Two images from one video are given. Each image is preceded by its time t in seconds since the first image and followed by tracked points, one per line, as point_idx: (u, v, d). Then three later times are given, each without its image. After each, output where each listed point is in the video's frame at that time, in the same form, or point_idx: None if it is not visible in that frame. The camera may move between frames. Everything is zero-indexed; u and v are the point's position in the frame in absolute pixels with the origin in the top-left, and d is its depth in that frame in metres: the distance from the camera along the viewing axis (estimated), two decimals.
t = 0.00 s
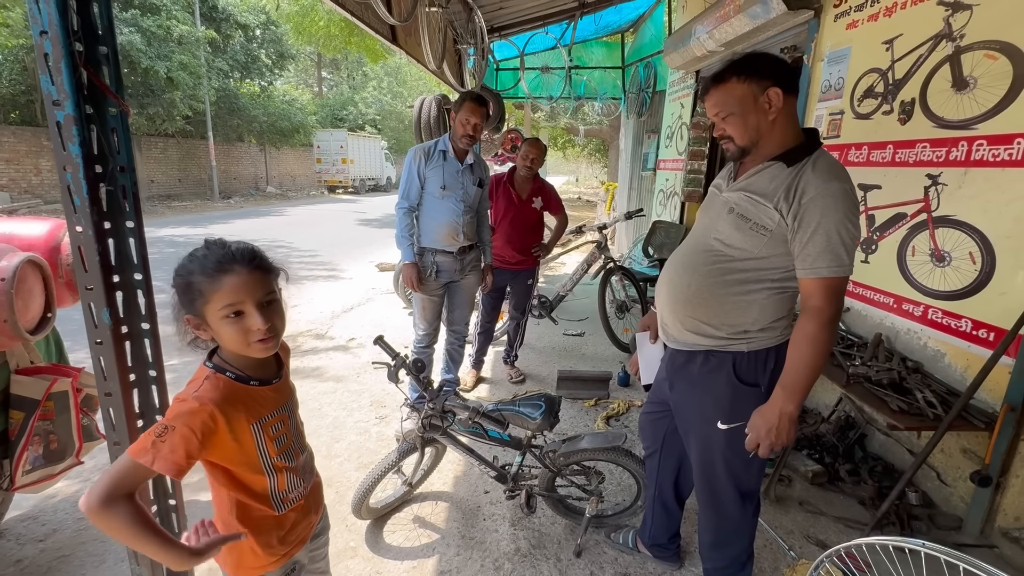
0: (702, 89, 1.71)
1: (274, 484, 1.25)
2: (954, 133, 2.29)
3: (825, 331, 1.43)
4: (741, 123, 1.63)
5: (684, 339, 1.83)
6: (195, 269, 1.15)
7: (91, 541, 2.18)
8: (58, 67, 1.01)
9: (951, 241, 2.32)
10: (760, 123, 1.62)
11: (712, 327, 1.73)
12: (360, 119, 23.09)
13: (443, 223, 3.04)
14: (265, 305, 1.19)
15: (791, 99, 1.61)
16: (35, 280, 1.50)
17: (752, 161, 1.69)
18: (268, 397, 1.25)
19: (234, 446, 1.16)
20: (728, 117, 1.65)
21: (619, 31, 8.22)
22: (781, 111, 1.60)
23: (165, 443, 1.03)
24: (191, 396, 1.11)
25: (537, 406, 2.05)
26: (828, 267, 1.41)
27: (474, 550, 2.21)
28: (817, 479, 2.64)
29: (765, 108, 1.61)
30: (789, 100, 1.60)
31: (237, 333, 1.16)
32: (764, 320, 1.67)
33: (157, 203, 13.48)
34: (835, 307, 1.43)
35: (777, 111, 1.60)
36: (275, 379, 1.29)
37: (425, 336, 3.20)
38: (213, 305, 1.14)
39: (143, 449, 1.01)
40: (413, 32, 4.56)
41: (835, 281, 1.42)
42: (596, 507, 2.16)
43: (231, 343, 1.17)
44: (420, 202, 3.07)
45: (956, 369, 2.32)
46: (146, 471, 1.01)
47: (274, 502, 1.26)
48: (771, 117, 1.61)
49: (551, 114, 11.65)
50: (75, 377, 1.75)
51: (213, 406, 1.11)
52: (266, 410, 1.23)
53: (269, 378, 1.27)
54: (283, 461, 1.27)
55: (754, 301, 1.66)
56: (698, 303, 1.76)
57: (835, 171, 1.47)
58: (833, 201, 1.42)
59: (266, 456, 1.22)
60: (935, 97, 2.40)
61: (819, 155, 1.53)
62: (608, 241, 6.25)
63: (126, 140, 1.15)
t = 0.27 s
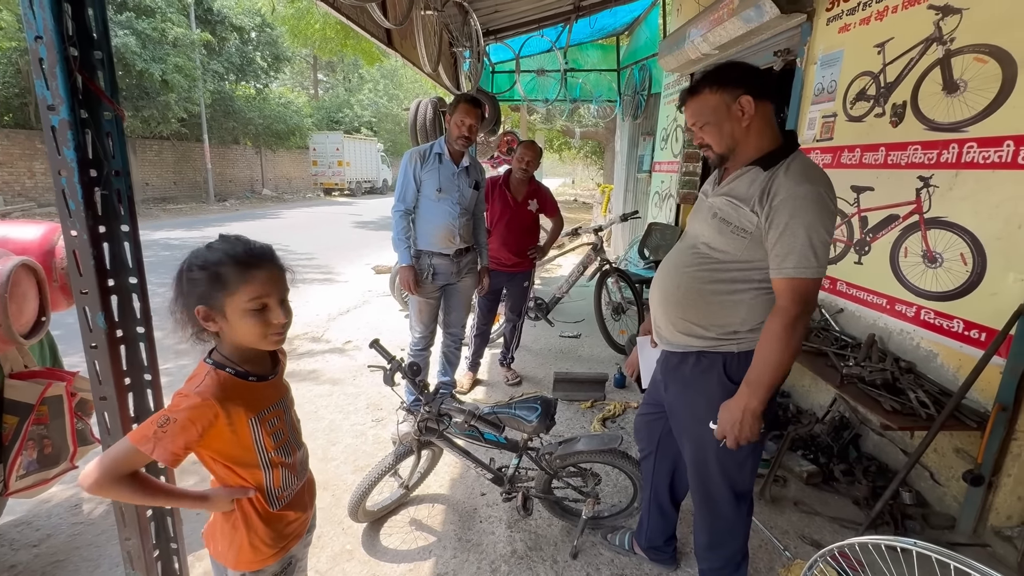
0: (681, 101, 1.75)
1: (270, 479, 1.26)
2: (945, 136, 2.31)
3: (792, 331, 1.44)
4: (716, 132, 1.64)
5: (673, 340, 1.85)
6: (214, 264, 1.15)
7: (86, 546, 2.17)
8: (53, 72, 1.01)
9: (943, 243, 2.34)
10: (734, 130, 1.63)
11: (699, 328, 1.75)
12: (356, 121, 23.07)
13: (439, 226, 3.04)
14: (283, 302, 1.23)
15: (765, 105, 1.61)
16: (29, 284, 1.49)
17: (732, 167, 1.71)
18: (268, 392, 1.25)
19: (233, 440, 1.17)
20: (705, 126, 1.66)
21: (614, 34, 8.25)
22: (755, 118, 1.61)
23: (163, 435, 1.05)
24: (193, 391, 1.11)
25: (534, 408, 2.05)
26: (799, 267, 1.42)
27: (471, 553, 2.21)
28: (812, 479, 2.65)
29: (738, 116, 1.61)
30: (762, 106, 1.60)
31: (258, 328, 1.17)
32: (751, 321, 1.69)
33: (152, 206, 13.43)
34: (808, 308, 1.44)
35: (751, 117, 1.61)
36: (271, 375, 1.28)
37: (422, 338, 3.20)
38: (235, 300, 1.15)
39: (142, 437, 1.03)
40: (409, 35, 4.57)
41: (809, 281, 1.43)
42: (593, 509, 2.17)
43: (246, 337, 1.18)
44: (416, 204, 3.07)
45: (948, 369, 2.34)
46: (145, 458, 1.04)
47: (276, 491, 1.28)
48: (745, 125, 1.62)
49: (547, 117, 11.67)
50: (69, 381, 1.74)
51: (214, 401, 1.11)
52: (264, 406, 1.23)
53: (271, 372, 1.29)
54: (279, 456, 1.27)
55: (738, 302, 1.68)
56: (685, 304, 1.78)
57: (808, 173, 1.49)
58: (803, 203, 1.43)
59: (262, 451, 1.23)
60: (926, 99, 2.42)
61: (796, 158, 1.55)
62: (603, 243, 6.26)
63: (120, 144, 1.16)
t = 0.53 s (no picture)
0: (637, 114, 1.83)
1: (274, 476, 1.26)
2: (939, 137, 2.33)
3: (711, 315, 1.52)
4: (668, 140, 1.71)
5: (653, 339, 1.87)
6: (257, 265, 1.16)
7: (82, 550, 2.16)
8: (49, 75, 1.01)
9: (938, 243, 2.35)
10: (684, 136, 1.68)
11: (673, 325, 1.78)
12: (353, 124, 23.06)
13: (436, 228, 3.05)
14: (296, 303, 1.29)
15: (712, 110, 1.66)
16: (26, 288, 1.49)
17: (687, 170, 1.76)
18: (266, 393, 1.24)
19: (235, 442, 1.17)
20: (658, 134, 1.72)
21: (611, 36, 8.28)
22: (702, 123, 1.67)
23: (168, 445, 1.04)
24: (195, 399, 1.10)
25: (531, 410, 2.05)
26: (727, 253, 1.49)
27: (469, 555, 2.21)
28: (809, 480, 2.66)
29: (686, 122, 1.67)
30: (709, 111, 1.65)
31: (288, 326, 1.24)
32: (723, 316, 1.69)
33: (148, 209, 13.39)
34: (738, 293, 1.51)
35: (698, 122, 1.66)
36: (268, 375, 1.28)
37: (420, 341, 3.20)
38: (280, 300, 1.20)
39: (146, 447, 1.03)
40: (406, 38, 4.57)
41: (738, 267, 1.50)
42: (591, 510, 2.17)
43: (277, 335, 1.22)
44: (414, 207, 3.06)
45: (944, 369, 2.35)
46: (151, 465, 1.04)
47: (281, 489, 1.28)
48: (694, 130, 1.67)
49: (544, 119, 11.69)
50: (65, 385, 1.73)
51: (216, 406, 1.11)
52: (264, 405, 1.22)
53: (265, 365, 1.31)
54: (281, 453, 1.27)
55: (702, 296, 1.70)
56: (658, 302, 1.79)
57: (745, 166, 1.55)
58: (732, 193, 1.51)
59: (265, 449, 1.23)
60: (920, 101, 2.44)
61: (740, 152, 1.61)
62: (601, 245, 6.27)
63: (117, 147, 1.16)
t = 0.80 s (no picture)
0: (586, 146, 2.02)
1: (284, 469, 1.26)
2: (936, 138, 2.33)
3: (631, 305, 1.69)
4: (616, 166, 1.90)
5: (640, 337, 1.96)
6: (261, 266, 1.16)
7: (79, 555, 2.15)
8: (46, 78, 1.02)
9: (936, 244, 2.35)
10: (629, 160, 1.88)
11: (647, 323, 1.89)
12: (351, 126, 23.08)
13: (434, 231, 3.05)
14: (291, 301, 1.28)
15: (649, 134, 1.86)
16: (23, 291, 1.49)
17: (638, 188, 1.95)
18: (274, 389, 1.25)
19: (249, 436, 1.17)
20: (605, 162, 1.91)
21: (609, 38, 8.30)
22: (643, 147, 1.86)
23: (195, 443, 1.03)
24: (217, 395, 1.10)
25: (530, 412, 2.05)
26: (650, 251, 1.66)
27: (468, 557, 2.21)
28: (808, 481, 2.66)
29: (629, 148, 1.86)
30: (647, 135, 1.85)
31: (286, 326, 1.25)
32: (689, 313, 1.77)
33: (146, 212, 13.38)
34: (656, 289, 1.67)
35: (640, 146, 1.85)
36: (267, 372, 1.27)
37: (419, 343, 3.19)
38: (281, 300, 1.20)
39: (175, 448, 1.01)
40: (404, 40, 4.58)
41: (660, 265, 1.66)
42: (590, 512, 2.17)
43: (276, 335, 1.23)
44: (412, 209, 3.07)
45: (942, 370, 2.35)
46: (179, 468, 1.02)
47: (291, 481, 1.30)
48: (636, 153, 1.86)
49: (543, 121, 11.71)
50: (62, 388, 1.73)
51: (235, 401, 1.11)
52: (271, 399, 1.23)
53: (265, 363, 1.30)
54: (289, 446, 1.28)
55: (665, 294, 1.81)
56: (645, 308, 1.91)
57: (675, 173, 1.71)
58: (656, 198, 1.69)
59: (275, 442, 1.23)
60: (917, 102, 2.44)
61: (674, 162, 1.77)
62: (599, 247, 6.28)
63: (115, 150, 1.16)
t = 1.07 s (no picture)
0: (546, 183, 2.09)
1: (286, 478, 1.26)
2: (933, 140, 2.34)
3: (581, 323, 1.75)
4: (578, 197, 1.96)
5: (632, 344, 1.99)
6: (253, 276, 1.13)
7: (79, 558, 2.15)
8: (46, 84, 1.02)
9: (934, 246, 2.36)
10: (588, 189, 1.93)
11: (631, 332, 1.94)
12: (350, 128, 23.10)
13: (433, 233, 3.05)
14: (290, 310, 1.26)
15: (602, 161, 1.92)
16: (22, 295, 1.49)
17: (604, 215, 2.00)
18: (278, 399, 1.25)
19: (259, 446, 1.16)
20: (567, 194, 1.97)
21: (608, 40, 8.32)
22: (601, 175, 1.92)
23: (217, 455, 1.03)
24: (232, 405, 1.09)
25: (530, 414, 2.04)
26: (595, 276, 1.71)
27: (468, 560, 2.20)
28: (808, 482, 2.66)
29: (586, 178, 1.92)
30: (600, 163, 1.91)
31: (283, 333, 1.23)
32: (662, 321, 1.80)
33: (145, 214, 13.37)
34: (604, 308, 1.72)
35: (595, 174, 1.91)
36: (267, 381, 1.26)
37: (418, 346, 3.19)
38: (275, 309, 1.17)
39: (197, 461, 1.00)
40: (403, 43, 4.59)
41: (608, 288, 1.71)
42: (590, 515, 2.17)
43: (272, 344, 1.21)
44: (409, 213, 3.07)
45: (940, 371, 2.35)
46: (201, 481, 1.01)
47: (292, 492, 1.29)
48: (593, 181, 1.92)
49: (541, 123, 11.72)
50: (62, 392, 1.73)
51: (250, 409, 1.11)
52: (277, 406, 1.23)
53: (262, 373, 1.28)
54: (290, 454, 1.28)
55: (638, 306, 1.85)
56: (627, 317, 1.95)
57: (619, 196, 1.74)
58: (599, 225, 1.73)
59: (280, 450, 1.23)
60: (913, 104, 2.45)
61: (622, 182, 1.80)
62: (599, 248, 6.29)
63: (114, 154, 1.17)
